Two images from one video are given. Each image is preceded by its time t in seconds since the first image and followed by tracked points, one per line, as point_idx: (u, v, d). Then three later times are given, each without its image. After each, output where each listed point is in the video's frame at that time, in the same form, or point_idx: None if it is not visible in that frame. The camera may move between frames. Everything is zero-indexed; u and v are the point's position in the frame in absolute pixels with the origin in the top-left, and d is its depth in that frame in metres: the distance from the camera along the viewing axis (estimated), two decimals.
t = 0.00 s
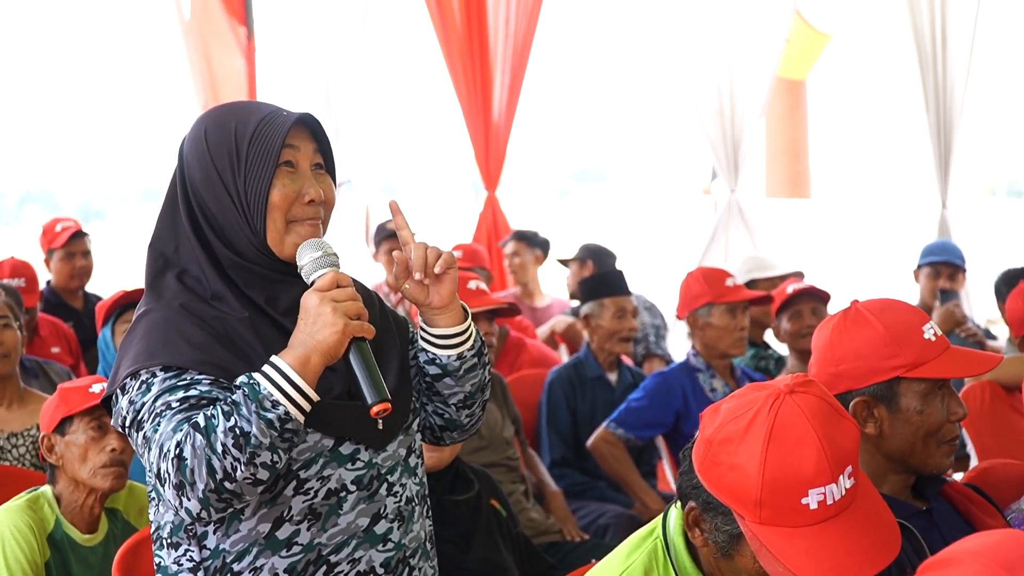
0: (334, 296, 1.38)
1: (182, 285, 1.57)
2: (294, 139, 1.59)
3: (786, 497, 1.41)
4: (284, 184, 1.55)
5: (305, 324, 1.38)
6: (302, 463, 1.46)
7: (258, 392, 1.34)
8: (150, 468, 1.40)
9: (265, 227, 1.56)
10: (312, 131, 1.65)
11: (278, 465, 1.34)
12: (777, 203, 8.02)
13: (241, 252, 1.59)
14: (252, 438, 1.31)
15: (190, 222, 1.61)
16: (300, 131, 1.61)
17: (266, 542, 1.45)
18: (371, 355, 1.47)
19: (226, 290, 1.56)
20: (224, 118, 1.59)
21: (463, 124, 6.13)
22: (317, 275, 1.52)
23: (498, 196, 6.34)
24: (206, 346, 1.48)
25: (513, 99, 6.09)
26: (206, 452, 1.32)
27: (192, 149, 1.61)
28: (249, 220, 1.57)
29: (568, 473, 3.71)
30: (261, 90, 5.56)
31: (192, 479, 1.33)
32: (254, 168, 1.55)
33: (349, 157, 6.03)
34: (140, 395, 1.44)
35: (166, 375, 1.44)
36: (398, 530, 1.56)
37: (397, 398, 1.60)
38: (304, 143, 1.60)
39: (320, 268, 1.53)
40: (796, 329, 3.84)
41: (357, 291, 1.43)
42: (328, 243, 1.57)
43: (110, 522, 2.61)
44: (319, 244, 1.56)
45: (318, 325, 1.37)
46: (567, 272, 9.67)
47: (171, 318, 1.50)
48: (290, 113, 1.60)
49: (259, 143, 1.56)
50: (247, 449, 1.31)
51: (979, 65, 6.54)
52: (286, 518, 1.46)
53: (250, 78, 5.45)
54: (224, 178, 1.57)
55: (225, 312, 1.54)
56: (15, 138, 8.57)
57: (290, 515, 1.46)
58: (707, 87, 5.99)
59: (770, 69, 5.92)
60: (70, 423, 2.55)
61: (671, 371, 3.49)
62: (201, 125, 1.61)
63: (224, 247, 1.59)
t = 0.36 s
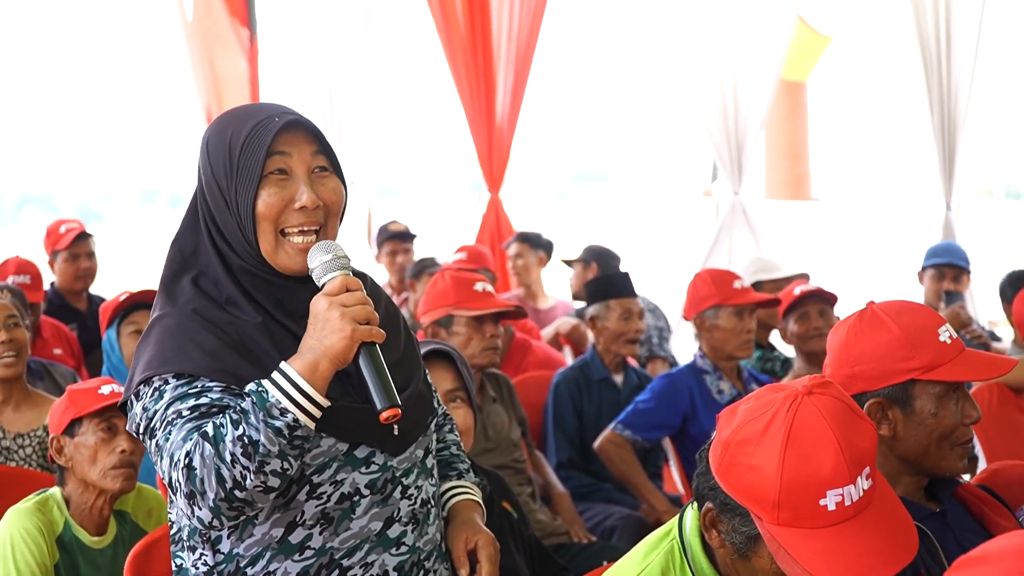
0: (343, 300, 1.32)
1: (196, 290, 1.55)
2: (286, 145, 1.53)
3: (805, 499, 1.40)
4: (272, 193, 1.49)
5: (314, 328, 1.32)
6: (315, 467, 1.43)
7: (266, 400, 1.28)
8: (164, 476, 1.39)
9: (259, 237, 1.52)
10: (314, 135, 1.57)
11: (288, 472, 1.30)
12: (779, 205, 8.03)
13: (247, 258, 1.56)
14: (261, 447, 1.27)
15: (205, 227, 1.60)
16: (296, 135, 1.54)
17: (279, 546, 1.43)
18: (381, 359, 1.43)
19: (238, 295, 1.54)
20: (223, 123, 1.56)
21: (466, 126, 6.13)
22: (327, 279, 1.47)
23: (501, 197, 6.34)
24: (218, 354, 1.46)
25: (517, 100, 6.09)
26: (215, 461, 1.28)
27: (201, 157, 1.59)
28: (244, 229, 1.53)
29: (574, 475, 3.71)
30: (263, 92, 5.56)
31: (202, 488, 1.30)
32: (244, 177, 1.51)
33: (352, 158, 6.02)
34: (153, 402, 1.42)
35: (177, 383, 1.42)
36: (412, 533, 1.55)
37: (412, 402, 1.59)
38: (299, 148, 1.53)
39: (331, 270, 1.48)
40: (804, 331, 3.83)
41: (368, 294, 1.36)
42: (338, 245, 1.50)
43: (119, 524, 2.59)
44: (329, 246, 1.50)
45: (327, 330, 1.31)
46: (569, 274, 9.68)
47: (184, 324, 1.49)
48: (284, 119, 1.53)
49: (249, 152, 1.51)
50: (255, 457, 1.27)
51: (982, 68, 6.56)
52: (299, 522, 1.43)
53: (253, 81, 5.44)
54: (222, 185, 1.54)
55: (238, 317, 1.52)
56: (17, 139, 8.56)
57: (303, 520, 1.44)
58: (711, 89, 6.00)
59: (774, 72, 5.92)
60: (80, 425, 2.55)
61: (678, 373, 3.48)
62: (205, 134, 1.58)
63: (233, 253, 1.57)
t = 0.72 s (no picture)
0: (372, 301, 1.33)
1: (218, 291, 1.54)
2: (308, 143, 1.53)
3: (829, 498, 1.39)
4: (296, 192, 1.50)
5: (344, 328, 1.33)
6: (343, 470, 1.43)
7: (299, 402, 1.29)
8: (194, 479, 1.38)
9: (283, 236, 1.51)
10: (334, 131, 1.57)
11: (322, 473, 1.30)
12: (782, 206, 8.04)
13: (269, 258, 1.55)
14: (296, 448, 1.27)
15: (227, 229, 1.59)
16: (317, 132, 1.54)
17: (306, 549, 1.42)
18: (410, 358, 1.44)
19: (262, 295, 1.53)
20: (245, 125, 1.56)
21: (470, 127, 6.13)
22: (354, 280, 1.47)
23: (505, 198, 6.34)
24: (246, 355, 1.46)
25: (521, 101, 6.09)
26: (249, 464, 1.28)
27: (221, 158, 1.59)
28: (267, 229, 1.52)
29: (582, 475, 3.71)
30: (267, 92, 5.56)
31: (237, 491, 1.30)
32: (267, 175, 1.50)
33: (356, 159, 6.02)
34: (181, 406, 1.42)
35: (206, 386, 1.42)
36: (436, 535, 1.55)
37: (436, 407, 1.59)
38: (320, 146, 1.53)
39: (358, 270, 1.48)
40: (813, 333, 3.84)
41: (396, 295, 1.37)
42: (364, 245, 1.51)
43: (131, 524, 2.59)
44: (355, 246, 1.51)
45: (358, 330, 1.32)
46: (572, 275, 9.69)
47: (210, 327, 1.48)
48: (305, 116, 1.53)
49: (272, 151, 1.51)
50: (290, 459, 1.27)
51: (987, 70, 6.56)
52: (326, 525, 1.43)
53: (256, 82, 5.46)
54: (244, 184, 1.53)
55: (263, 318, 1.51)
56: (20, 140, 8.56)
57: (330, 522, 1.43)
58: (716, 90, 6.00)
59: (779, 74, 5.92)
60: (92, 424, 2.54)
61: (687, 373, 3.47)
62: (225, 135, 1.58)
63: (256, 255, 1.56)
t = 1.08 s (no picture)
0: (392, 297, 1.28)
1: (236, 288, 1.49)
2: (340, 156, 1.47)
3: (853, 498, 1.37)
4: (322, 206, 1.44)
5: (361, 325, 1.28)
6: (360, 463, 1.37)
7: (316, 396, 1.22)
8: (209, 474, 1.31)
9: (302, 246, 1.47)
10: (368, 146, 1.52)
11: (339, 469, 1.23)
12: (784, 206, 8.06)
13: (290, 262, 1.50)
14: (313, 443, 1.20)
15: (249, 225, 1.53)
16: (351, 148, 1.48)
17: (325, 543, 1.37)
18: (428, 354, 1.39)
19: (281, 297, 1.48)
20: (276, 125, 1.50)
21: (475, 127, 6.12)
22: (373, 277, 1.43)
23: (509, 197, 6.33)
24: (262, 350, 1.39)
25: (525, 100, 6.08)
26: (266, 459, 1.21)
27: (249, 151, 1.53)
28: (288, 235, 1.47)
29: (592, 475, 3.71)
30: (270, 92, 5.54)
31: (253, 486, 1.22)
32: (293, 185, 1.45)
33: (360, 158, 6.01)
34: (198, 401, 1.36)
35: (223, 381, 1.35)
36: (456, 529, 1.50)
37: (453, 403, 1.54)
38: (352, 160, 1.48)
39: (377, 267, 1.44)
40: (821, 333, 3.85)
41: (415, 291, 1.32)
42: (384, 241, 1.47)
43: (143, 524, 2.59)
44: (375, 242, 1.46)
45: (376, 326, 1.27)
46: (574, 275, 9.71)
47: (228, 324, 1.43)
48: (341, 130, 1.48)
49: (301, 160, 1.46)
50: (308, 454, 1.20)
51: (992, 69, 6.57)
52: (345, 518, 1.38)
53: (259, 80, 5.41)
54: (271, 191, 1.48)
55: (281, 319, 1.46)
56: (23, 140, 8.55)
57: (349, 516, 1.38)
58: (722, 89, 5.99)
59: (783, 74, 5.92)
60: (105, 423, 2.54)
61: (696, 373, 3.47)
62: (256, 129, 1.52)
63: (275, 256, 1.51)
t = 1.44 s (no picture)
0: (417, 291, 1.26)
1: (257, 283, 1.47)
2: (347, 133, 1.48)
3: (877, 498, 1.37)
4: (336, 179, 1.44)
5: (387, 318, 1.26)
6: (385, 461, 1.37)
7: (344, 391, 1.21)
8: (235, 471, 1.29)
9: (320, 225, 1.46)
10: (374, 126, 1.53)
11: (367, 464, 1.21)
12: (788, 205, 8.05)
13: (307, 246, 1.49)
14: (341, 437, 1.19)
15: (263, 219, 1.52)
16: (357, 124, 1.50)
17: (349, 542, 1.36)
18: (454, 348, 1.36)
19: (301, 283, 1.47)
20: (283, 114, 1.51)
21: (479, 127, 6.12)
22: (398, 271, 1.44)
23: (514, 197, 6.33)
24: (286, 346, 1.38)
25: (530, 100, 6.07)
26: (294, 453, 1.19)
27: (258, 147, 1.53)
28: (305, 217, 1.47)
29: (600, 474, 3.71)
30: (274, 92, 5.53)
31: (281, 481, 1.20)
32: (306, 164, 1.45)
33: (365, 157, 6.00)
34: (222, 398, 1.33)
35: (247, 377, 1.33)
36: (479, 529, 1.51)
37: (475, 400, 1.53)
38: (360, 138, 1.49)
39: (401, 262, 1.45)
40: (829, 332, 3.85)
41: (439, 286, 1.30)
42: (406, 236, 1.48)
43: (156, 523, 2.59)
44: (397, 237, 1.47)
45: (402, 320, 1.25)
46: (577, 275, 9.71)
47: (250, 319, 1.40)
48: (346, 107, 1.49)
49: (311, 139, 1.46)
50: (336, 448, 1.18)
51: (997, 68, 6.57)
52: (370, 517, 1.37)
53: (263, 81, 5.38)
54: (283, 173, 1.48)
55: (303, 310, 1.45)
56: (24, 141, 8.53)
57: (374, 514, 1.37)
58: (727, 88, 5.99)
59: (787, 74, 5.92)
60: (118, 423, 2.55)
61: (706, 372, 3.46)
62: (263, 124, 1.53)
63: (292, 241, 1.50)
